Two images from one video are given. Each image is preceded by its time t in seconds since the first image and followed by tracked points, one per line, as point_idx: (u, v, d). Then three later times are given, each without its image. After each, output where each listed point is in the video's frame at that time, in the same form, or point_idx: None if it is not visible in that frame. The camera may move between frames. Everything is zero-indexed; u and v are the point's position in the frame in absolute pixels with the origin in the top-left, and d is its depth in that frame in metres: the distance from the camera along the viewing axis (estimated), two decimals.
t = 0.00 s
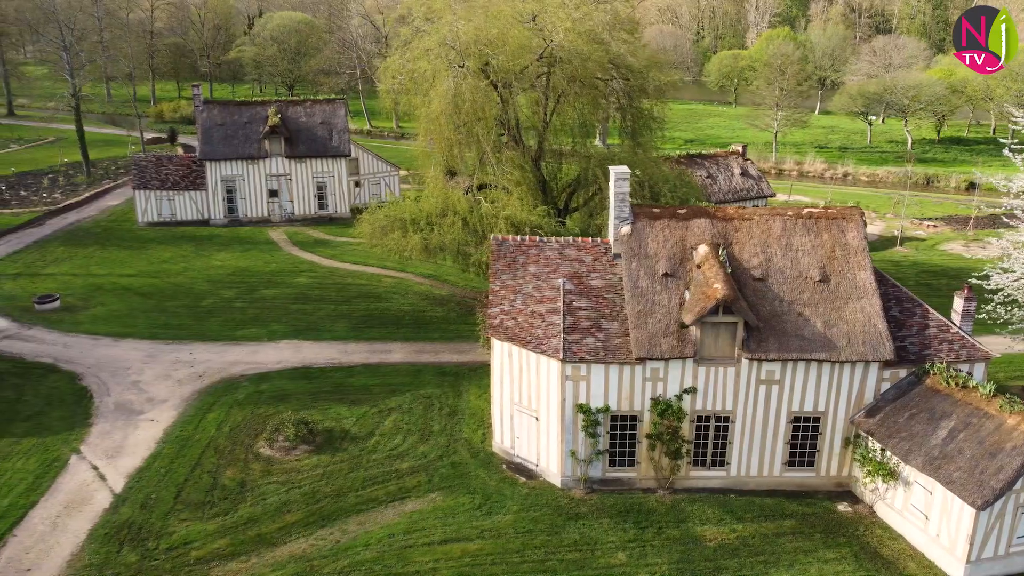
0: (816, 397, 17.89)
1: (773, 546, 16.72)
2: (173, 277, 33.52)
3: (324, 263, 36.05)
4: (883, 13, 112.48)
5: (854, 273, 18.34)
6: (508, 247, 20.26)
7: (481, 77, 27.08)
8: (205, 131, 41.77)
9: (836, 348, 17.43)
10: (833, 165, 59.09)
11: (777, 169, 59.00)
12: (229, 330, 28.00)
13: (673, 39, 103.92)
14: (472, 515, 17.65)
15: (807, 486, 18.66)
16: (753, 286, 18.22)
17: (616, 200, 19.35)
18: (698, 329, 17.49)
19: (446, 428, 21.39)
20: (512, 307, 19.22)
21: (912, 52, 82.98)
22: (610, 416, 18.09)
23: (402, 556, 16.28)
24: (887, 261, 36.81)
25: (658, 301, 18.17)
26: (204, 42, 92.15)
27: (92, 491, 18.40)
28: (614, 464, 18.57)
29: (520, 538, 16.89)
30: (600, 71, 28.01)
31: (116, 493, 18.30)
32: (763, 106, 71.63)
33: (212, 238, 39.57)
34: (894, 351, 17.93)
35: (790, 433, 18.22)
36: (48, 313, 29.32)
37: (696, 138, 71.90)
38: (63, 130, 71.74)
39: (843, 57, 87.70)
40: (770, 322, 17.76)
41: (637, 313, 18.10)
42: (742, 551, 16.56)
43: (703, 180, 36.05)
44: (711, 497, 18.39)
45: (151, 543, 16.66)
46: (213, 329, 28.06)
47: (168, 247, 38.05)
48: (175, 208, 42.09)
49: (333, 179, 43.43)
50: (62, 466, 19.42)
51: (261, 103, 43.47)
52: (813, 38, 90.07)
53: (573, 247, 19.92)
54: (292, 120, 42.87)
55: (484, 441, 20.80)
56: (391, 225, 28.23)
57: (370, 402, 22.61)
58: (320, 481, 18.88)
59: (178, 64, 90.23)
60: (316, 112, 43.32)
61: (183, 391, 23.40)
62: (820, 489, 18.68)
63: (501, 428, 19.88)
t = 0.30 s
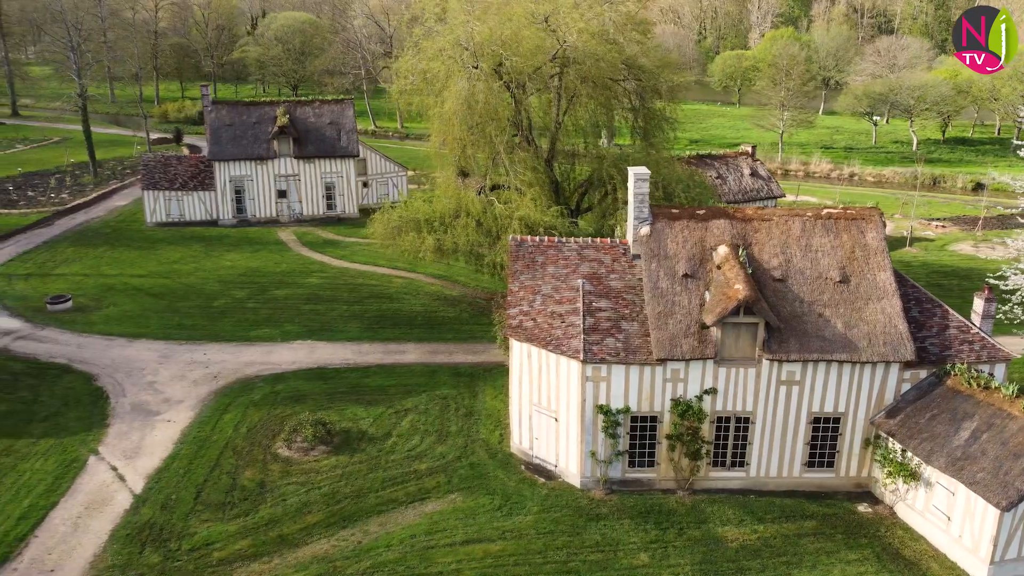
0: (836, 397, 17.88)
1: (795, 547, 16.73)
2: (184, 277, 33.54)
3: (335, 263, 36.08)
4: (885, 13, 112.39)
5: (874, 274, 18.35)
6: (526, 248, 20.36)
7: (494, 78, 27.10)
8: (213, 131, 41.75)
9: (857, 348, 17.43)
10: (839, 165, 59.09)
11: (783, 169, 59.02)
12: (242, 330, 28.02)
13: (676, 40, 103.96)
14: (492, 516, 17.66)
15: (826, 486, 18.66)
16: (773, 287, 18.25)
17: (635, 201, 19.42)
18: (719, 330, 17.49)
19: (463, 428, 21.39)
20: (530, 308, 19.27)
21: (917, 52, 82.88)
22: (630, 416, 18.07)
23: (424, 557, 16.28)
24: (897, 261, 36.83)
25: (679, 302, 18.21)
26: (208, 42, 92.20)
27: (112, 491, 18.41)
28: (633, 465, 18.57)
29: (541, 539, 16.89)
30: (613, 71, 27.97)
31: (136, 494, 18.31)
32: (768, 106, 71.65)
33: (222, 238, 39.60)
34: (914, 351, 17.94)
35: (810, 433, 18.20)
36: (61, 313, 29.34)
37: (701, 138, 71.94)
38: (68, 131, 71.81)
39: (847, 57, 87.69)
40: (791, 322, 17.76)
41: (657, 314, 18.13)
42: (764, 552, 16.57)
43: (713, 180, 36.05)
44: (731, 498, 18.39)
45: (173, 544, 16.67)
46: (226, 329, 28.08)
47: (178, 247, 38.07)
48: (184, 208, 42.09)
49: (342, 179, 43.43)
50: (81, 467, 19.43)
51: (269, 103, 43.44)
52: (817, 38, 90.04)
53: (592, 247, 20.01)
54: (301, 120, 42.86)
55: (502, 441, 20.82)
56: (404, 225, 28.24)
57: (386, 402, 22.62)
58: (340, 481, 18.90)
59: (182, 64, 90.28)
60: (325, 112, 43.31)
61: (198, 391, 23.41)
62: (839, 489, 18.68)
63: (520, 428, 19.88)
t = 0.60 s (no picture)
0: (857, 398, 17.86)
1: (817, 548, 16.72)
2: (195, 277, 33.53)
3: (346, 263, 36.09)
4: (888, 13, 112.43)
5: (894, 274, 18.35)
6: (545, 248, 20.40)
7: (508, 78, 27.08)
8: (222, 131, 41.72)
9: (879, 349, 17.42)
10: (845, 165, 59.13)
11: (789, 169, 59.06)
12: (256, 330, 28.03)
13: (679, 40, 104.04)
14: (513, 516, 17.65)
15: (846, 487, 18.65)
16: (794, 287, 18.25)
17: (655, 201, 19.44)
18: (740, 330, 17.47)
19: (481, 429, 21.38)
20: (550, 309, 19.30)
21: (921, 52, 82.82)
22: (650, 417, 18.05)
23: (446, 557, 16.27)
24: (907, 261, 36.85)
25: (699, 302, 18.21)
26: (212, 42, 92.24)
27: (132, 492, 18.40)
28: (653, 465, 18.56)
29: (563, 539, 16.88)
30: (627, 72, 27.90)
31: (156, 494, 18.31)
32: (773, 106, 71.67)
33: (231, 238, 39.61)
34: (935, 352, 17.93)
35: (830, 434, 18.20)
36: (73, 313, 29.34)
37: (706, 138, 71.99)
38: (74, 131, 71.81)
39: (852, 57, 87.76)
40: (812, 323, 17.75)
41: (677, 314, 18.12)
42: (787, 553, 16.55)
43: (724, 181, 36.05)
44: (751, 499, 18.38)
45: (194, 544, 16.65)
46: (239, 329, 28.07)
47: (188, 247, 38.07)
48: (193, 208, 42.09)
49: (351, 180, 43.42)
50: (100, 467, 19.43)
51: (278, 103, 43.40)
52: (821, 38, 90.08)
53: (611, 248, 20.07)
54: (309, 120, 42.84)
55: (519, 442, 20.81)
56: (417, 225, 28.22)
57: (403, 403, 22.62)
58: (359, 481, 18.89)
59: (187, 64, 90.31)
60: (333, 112, 43.28)
61: (214, 391, 23.41)
62: (860, 490, 18.67)
63: (538, 429, 19.88)
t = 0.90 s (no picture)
0: (881, 397, 17.82)
1: (842, 547, 16.69)
2: (207, 276, 33.47)
3: (357, 262, 36.04)
4: (890, 13, 112.48)
5: (918, 274, 18.32)
6: (567, 247, 20.43)
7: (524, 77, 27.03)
8: (232, 131, 41.66)
9: (903, 348, 17.38)
10: (852, 165, 59.11)
11: (796, 168, 59.04)
12: (270, 329, 27.99)
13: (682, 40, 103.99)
14: (537, 516, 17.62)
15: (869, 486, 18.62)
16: (817, 286, 18.24)
17: (677, 200, 19.49)
18: (764, 329, 17.43)
19: (500, 428, 21.33)
20: (571, 308, 19.31)
21: (926, 51, 82.74)
22: (673, 416, 18.01)
23: (472, 557, 16.23)
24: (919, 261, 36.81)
25: (722, 301, 18.20)
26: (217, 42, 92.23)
27: (153, 491, 18.36)
28: (676, 465, 18.52)
29: (587, 539, 16.84)
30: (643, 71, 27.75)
31: (177, 494, 18.26)
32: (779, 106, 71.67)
33: (241, 238, 39.55)
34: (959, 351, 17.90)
35: (853, 433, 18.16)
36: (86, 313, 29.27)
37: (712, 138, 71.94)
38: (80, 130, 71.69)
39: (856, 57, 87.77)
40: (836, 322, 17.73)
41: (700, 313, 18.11)
42: (812, 552, 16.51)
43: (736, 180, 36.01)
44: (774, 498, 18.35)
45: (218, 543, 16.62)
46: (253, 329, 28.02)
47: (198, 246, 38.00)
48: (202, 208, 42.07)
49: (360, 179, 43.36)
50: (120, 466, 19.39)
51: (287, 102, 43.31)
52: (825, 37, 90.12)
53: (632, 247, 20.11)
54: (319, 119, 42.78)
55: (539, 441, 20.78)
56: (431, 224, 28.17)
57: (421, 402, 22.58)
58: (381, 481, 18.85)
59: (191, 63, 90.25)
60: (343, 112, 43.21)
61: (231, 390, 23.37)
62: (882, 489, 18.63)
63: (559, 428, 19.84)
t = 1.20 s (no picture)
0: (902, 397, 17.77)
1: (865, 547, 16.64)
2: (218, 276, 33.41)
3: (367, 261, 35.98)
4: (892, 14, 112.50)
5: (939, 273, 18.27)
6: (586, 246, 20.40)
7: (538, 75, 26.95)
8: (240, 130, 41.58)
9: (925, 347, 17.32)
10: (859, 164, 59.04)
11: (803, 168, 59.00)
12: (283, 328, 27.93)
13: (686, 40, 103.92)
14: (558, 515, 17.56)
15: (889, 486, 18.57)
16: (838, 285, 18.20)
17: (697, 199, 19.47)
18: (786, 328, 17.37)
19: (517, 428, 21.27)
20: (590, 307, 19.28)
21: (931, 51, 82.61)
22: (694, 415, 17.94)
23: (494, 557, 16.18)
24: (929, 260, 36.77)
25: (743, 301, 18.18)
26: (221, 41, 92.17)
27: (173, 491, 18.30)
28: (696, 464, 18.47)
29: (609, 539, 16.79)
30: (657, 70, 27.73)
31: (197, 494, 18.19)
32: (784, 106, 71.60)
33: (251, 237, 39.48)
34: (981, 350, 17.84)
35: (875, 432, 18.10)
36: (98, 313, 29.19)
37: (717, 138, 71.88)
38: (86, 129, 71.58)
39: (861, 57, 87.78)
40: (858, 321, 17.68)
41: (721, 312, 18.09)
42: (835, 552, 16.46)
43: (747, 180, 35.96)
44: (795, 498, 18.30)
45: (239, 543, 16.57)
46: (266, 328, 27.96)
47: (207, 246, 37.93)
48: (210, 207, 42.05)
49: (368, 178, 43.28)
50: (138, 466, 19.32)
51: (295, 102, 43.23)
52: (829, 37, 90.14)
53: (652, 245, 20.10)
54: (327, 118, 42.72)
55: (557, 441, 20.72)
56: (444, 224, 28.12)
57: (437, 402, 22.53)
58: (400, 480, 18.79)
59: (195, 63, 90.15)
60: (351, 111, 43.14)
61: (246, 390, 23.31)
62: (903, 489, 18.59)
63: (578, 427, 19.80)
